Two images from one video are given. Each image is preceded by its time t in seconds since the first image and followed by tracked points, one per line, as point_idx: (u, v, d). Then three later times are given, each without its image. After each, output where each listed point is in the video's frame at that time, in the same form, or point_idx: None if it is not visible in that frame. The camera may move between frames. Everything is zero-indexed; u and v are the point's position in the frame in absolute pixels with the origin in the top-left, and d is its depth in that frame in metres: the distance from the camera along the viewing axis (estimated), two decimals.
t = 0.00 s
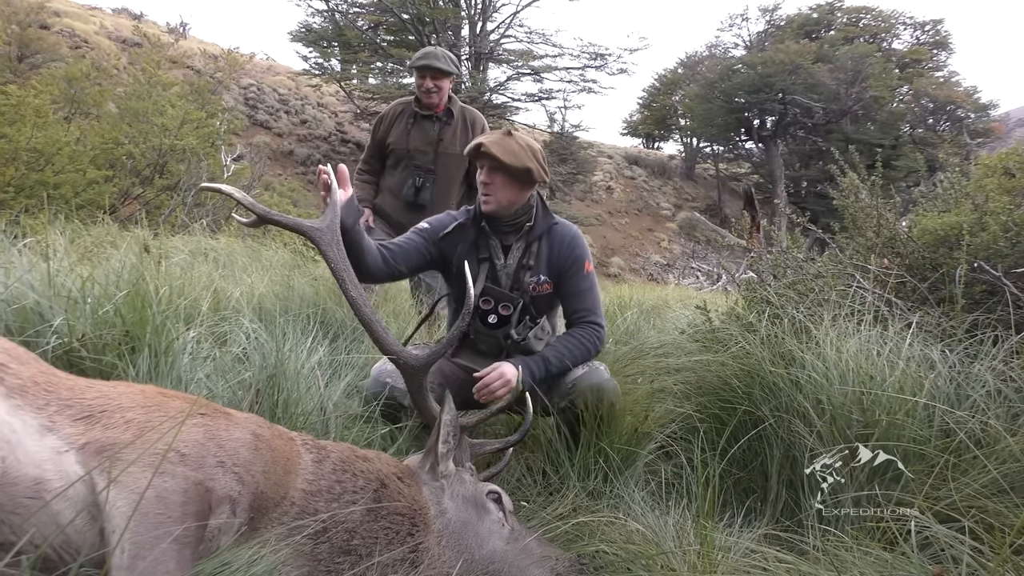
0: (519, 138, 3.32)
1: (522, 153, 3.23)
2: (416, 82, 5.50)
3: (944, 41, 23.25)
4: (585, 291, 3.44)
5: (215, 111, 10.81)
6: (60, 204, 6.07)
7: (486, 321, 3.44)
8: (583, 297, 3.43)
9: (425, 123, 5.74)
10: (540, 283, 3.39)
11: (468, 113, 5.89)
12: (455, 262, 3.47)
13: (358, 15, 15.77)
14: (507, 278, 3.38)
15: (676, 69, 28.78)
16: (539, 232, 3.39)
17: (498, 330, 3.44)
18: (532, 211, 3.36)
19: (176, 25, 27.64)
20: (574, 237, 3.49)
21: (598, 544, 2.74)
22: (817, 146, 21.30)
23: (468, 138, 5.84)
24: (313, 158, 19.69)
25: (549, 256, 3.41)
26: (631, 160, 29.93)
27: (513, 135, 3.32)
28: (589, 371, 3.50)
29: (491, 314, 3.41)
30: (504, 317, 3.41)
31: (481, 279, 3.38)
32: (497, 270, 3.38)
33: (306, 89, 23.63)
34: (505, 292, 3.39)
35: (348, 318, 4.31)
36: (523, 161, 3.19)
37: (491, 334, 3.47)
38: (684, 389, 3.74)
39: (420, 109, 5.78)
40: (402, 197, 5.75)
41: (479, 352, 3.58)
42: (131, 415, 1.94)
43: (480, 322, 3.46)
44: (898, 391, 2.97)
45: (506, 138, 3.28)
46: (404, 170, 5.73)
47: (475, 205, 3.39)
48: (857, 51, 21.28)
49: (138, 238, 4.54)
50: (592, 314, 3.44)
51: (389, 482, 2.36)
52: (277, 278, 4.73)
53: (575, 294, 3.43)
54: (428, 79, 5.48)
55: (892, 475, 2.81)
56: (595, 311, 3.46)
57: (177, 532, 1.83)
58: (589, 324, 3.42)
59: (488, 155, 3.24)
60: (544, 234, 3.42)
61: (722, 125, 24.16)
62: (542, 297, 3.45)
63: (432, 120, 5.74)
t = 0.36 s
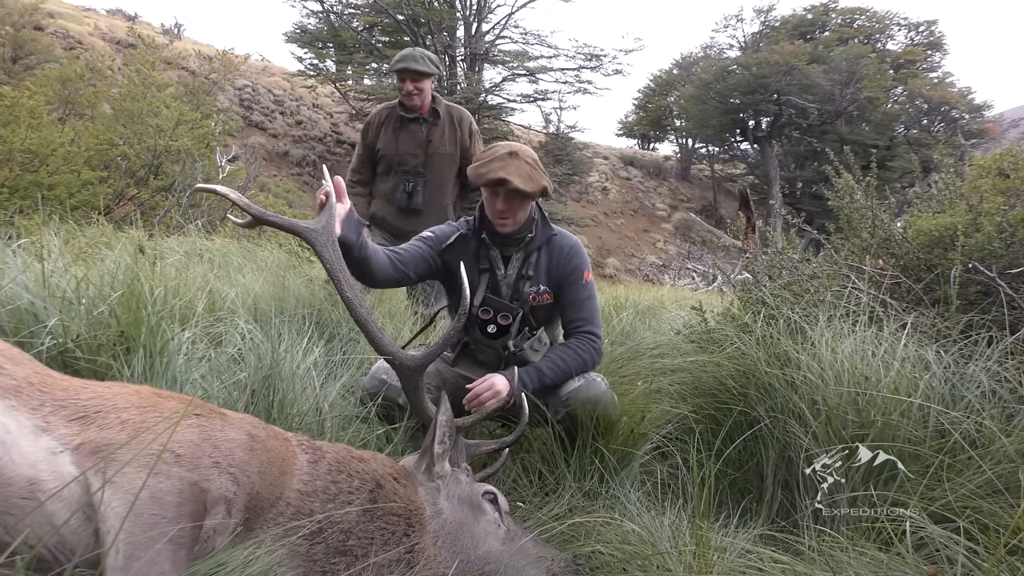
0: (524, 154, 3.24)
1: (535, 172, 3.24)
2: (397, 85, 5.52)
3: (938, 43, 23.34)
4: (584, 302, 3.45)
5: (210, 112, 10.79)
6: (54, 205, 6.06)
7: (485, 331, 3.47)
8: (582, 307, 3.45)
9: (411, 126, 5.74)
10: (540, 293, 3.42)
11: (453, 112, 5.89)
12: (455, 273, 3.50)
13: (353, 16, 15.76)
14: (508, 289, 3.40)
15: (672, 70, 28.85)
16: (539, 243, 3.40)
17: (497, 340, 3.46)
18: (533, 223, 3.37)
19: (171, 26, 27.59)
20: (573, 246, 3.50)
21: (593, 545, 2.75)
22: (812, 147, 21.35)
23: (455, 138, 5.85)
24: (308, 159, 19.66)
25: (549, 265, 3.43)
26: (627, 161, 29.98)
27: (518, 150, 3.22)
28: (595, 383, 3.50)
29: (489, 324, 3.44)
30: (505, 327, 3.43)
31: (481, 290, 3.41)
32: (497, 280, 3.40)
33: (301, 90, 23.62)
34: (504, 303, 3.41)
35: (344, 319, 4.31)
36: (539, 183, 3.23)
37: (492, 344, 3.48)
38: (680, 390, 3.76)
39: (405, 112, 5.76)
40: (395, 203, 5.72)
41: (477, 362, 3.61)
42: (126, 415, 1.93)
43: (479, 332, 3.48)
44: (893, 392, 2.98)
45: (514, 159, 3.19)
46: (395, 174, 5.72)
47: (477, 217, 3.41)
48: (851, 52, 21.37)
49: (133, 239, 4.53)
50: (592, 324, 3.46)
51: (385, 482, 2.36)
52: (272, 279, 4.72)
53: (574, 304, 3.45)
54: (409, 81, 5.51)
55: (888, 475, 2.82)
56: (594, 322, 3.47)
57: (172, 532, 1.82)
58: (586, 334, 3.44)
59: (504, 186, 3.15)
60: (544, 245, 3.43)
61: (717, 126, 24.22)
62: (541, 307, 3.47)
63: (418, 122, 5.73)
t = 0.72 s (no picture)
0: (525, 162, 3.25)
1: (536, 180, 3.24)
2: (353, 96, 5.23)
3: (937, 43, 23.39)
4: (588, 309, 3.43)
5: (209, 112, 10.79)
6: (53, 205, 6.05)
7: (486, 339, 3.50)
8: (585, 314, 3.42)
9: (374, 134, 5.48)
10: (542, 300, 3.41)
11: (415, 110, 5.60)
12: (459, 281, 3.54)
13: (352, 16, 15.77)
14: (511, 296, 3.42)
15: (671, 71, 28.88)
16: (543, 250, 3.39)
17: (498, 347, 3.49)
18: (537, 230, 3.36)
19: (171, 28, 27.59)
20: (578, 253, 3.48)
21: (592, 546, 2.75)
22: (811, 147, 21.37)
23: (420, 138, 5.58)
24: (308, 159, 19.66)
25: (552, 273, 3.42)
26: (626, 161, 30.00)
27: (518, 157, 3.23)
28: (599, 394, 3.48)
29: (490, 331, 3.47)
30: (507, 334, 3.44)
31: (483, 298, 3.44)
32: (500, 288, 3.42)
33: (300, 90, 23.62)
34: (506, 311, 3.43)
35: (342, 320, 4.31)
36: (541, 190, 3.23)
37: (493, 352, 3.50)
38: (680, 391, 3.77)
39: (365, 121, 5.50)
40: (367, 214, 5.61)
41: (478, 370, 3.63)
42: (125, 415, 1.93)
43: (480, 340, 3.52)
44: (892, 393, 2.98)
45: (515, 168, 3.19)
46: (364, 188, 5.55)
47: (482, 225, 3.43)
48: (850, 53, 21.40)
49: (132, 239, 4.52)
50: (594, 331, 3.42)
51: (384, 483, 2.36)
52: (270, 279, 4.71)
53: (577, 311, 3.42)
54: (365, 92, 5.20)
55: (887, 476, 2.82)
56: (598, 329, 3.44)
57: (171, 533, 1.82)
58: (587, 342, 3.40)
59: (506, 194, 3.13)
60: (548, 252, 3.42)
61: (716, 126, 24.23)
62: (544, 314, 3.47)
63: (380, 129, 5.48)
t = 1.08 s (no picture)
0: (533, 166, 3.31)
1: (542, 184, 3.26)
2: (330, 104, 5.19)
3: (937, 44, 23.40)
4: (599, 312, 3.43)
5: (209, 113, 10.79)
6: (53, 206, 6.05)
7: (497, 347, 3.54)
8: (596, 317, 3.42)
9: (350, 140, 5.46)
10: (554, 306, 3.43)
11: (391, 114, 5.53)
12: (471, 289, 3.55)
13: (352, 16, 15.77)
14: (523, 303, 3.43)
15: (671, 72, 28.89)
16: (554, 256, 3.41)
17: (509, 354, 3.52)
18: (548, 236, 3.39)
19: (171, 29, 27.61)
20: (589, 257, 3.49)
21: (592, 546, 2.75)
22: (811, 148, 21.37)
23: (397, 143, 5.52)
24: (308, 160, 19.68)
25: (564, 278, 3.44)
26: (625, 162, 30.01)
27: (524, 162, 3.30)
28: (605, 396, 3.48)
29: (502, 338, 3.50)
30: (518, 341, 3.47)
31: (494, 306, 3.47)
32: (512, 295, 3.44)
33: (300, 91, 23.63)
34: (517, 317, 3.45)
35: (342, 320, 4.31)
36: (545, 194, 3.24)
37: (505, 359, 3.54)
38: (680, 391, 3.78)
39: (342, 126, 5.48)
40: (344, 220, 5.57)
41: (490, 377, 3.66)
42: (125, 416, 1.93)
43: (491, 348, 3.57)
44: (892, 393, 2.98)
45: (520, 171, 3.25)
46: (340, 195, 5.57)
47: (494, 233, 3.45)
48: (850, 54, 21.41)
49: (132, 240, 4.52)
50: (605, 334, 3.42)
51: (384, 483, 2.36)
52: (270, 280, 4.72)
53: (588, 315, 3.43)
54: (341, 99, 5.15)
55: (887, 476, 2.82)
56: (609, 331, 3.44)
57: (171, 533, 1.82)
58: (598, 345, 3.40)
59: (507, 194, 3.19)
60: (560, 258, 3.44)
61: (716, 127, 24.24)
62: (556, 319, 3.48)
63: (356, 136, 5.46)
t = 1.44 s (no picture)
0: (542, 173, 3.27)
1: (551, 192, 3.24)
2: (334, 101, 5.17)
3: (937, 44, 23.41)
4: (609, 317, 3.43)
5: (209, 113, 10.79)
6: (53, 206, 6.05)
7: (504, 350, 3.56)
8: (605, 323, 3.43)
9: (353, 140, 5.45)
10: (564, 310, 3.44)
11: (394, 115, 5.55)
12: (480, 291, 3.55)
13: (352, 17, 15.77)
14: (532, 307, 3.44)
15: (671, 72, 28.92)
16: (565, 260, 3.42)
17: (517, 356, 3.55)
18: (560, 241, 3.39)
19: (171, 30, 27.65)
20: (600, 262, 3.49)
21: (592, 546, 2.75)
22: (810, 148, 21.39)
23: (399, 143, 5.53)
24: (308, 160, 19.70)
25: (574, 283, 3.45)
26: (625, 162, 30.06)
27: (533, 168, 3.27)
28: (609, 403, 3.51)
29: (510, 341, 3.52)
30: (525, 344, 3.49)
31: (503, 308, 3.49)
32: (521, 298, 3.46)
33: (300, 91, 23.64)
34: (526, 321, 3.47)
35: (342, 321, 4.32)
36: (556, 202, 3.22)
37: (512, 361, 3.56)
38: (679, 391, 3.79)
39: (344, 126, 5.47)
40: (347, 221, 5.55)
41: (495, 379, 3.67)
42: (125, 416, 1.93)
43: (497, 351, 3.59)
44: (892, 394, 2.98)
45: (528, 179, 3.22)
46: (341, 194, 5.55)
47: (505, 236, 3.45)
48: (849, 54, 21.42)
49: (132, 240, 4.52)
50: (614, 339, 3.43)
51: (384, 484, 2.36)
52: (269, 280, 4.72)
53: (598, 320, 3.44)
54: (346, 96, 5.14)
55: (888, 476, 2.82)
56: (618, 337, 3.44)
57: (171, 533, 1.82)
58: (605, 351, 3.41)
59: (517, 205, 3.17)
60: (570, 262, 3.44)
61: (716, 127, 24.26)
62: (565, 323, 3.50)
63: (358, 135, 5.46)
